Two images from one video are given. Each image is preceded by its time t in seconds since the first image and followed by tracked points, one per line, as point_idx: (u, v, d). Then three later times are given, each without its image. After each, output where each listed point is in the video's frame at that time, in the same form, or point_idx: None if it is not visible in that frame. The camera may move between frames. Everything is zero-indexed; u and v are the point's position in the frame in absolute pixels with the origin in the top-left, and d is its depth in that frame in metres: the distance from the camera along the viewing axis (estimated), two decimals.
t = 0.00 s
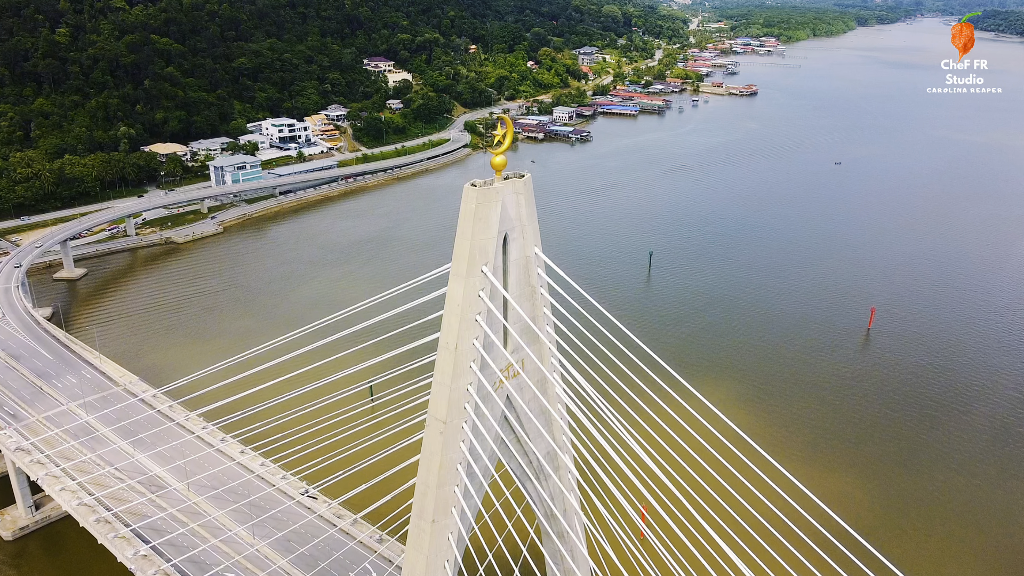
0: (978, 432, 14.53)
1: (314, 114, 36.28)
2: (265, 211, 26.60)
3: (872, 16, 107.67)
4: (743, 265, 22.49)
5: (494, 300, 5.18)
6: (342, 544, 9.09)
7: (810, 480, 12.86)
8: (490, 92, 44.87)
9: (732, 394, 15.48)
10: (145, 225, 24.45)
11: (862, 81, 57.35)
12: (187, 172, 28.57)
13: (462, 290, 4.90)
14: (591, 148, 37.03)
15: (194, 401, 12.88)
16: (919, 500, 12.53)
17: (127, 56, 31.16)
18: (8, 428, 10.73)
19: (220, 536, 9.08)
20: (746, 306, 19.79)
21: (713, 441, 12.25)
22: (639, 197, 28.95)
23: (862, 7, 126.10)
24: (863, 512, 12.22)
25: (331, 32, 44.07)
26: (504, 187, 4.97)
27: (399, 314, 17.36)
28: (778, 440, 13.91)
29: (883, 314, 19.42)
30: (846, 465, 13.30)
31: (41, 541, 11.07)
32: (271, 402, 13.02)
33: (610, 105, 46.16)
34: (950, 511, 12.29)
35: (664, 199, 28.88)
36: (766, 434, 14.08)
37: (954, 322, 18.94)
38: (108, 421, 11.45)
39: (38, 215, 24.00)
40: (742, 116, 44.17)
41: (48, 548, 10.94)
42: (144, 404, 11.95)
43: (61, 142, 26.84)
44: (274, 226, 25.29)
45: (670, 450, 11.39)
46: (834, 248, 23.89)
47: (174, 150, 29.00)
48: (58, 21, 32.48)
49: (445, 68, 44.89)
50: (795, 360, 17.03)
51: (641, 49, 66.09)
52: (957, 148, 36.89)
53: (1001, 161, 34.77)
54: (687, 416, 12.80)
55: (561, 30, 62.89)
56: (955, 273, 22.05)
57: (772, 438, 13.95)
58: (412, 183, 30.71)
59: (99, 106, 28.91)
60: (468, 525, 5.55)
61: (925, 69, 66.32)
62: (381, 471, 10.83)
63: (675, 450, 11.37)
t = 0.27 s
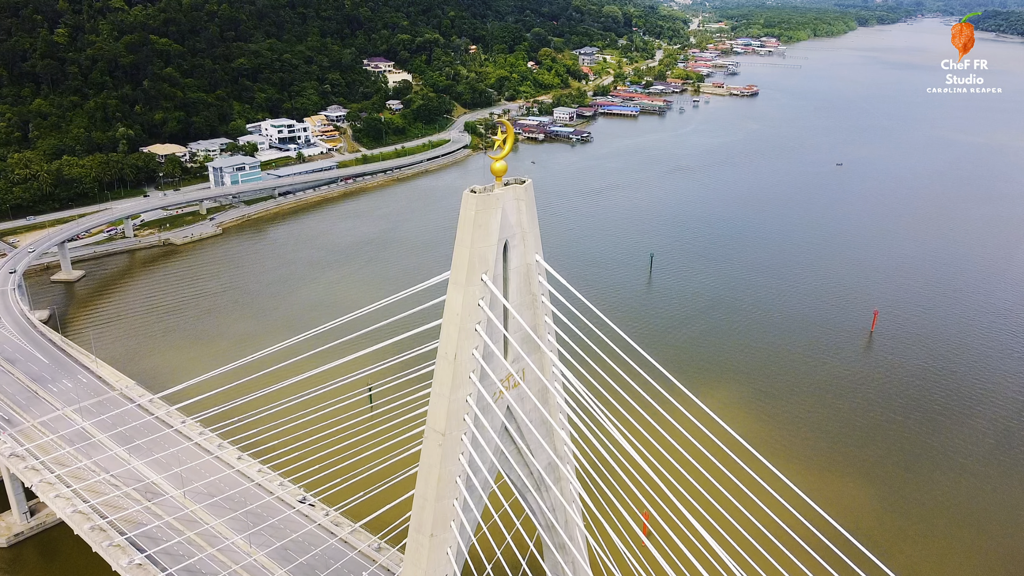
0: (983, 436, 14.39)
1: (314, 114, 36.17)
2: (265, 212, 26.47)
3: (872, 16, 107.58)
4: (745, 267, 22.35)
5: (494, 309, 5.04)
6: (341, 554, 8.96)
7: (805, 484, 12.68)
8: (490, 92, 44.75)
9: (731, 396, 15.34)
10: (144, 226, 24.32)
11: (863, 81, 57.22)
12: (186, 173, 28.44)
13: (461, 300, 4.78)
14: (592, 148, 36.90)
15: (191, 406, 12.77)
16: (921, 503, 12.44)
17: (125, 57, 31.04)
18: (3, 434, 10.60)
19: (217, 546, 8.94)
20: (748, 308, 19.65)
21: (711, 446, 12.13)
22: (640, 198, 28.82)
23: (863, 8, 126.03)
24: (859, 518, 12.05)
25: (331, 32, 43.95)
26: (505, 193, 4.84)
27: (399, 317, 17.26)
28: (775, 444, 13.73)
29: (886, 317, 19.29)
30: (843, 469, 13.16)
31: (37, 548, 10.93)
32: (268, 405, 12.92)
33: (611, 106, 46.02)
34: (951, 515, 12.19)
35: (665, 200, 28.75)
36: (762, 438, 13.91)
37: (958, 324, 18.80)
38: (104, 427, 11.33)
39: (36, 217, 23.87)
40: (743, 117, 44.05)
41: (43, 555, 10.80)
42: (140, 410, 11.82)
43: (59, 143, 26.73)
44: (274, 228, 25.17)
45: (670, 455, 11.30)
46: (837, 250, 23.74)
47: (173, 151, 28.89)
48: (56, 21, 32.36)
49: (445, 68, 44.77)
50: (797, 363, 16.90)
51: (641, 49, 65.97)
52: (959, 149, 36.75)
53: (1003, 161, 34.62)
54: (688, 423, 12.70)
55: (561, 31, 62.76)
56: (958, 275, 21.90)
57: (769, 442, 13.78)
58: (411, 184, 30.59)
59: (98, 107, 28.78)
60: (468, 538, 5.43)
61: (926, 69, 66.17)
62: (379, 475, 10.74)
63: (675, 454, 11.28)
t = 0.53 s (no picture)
0: (988, 441, 14.27)
1: (313, 115, 36.03)
2: (264, 214, 26.34)
3: (872, 17, 107.49)
4: (746, 269, 22.22)
5: (494, 318, 4.93)
6: (341, 564, 8.82)
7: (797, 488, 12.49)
8: (490, 93, 44.63)
9: (731, 401, 15.18)
10: (142, 228, 24.19)
11: (864, 81, 57.09)
12: (185, 174, 28.32)
13: (460, 309, 4.66)
14: (592, 149, 36.76)
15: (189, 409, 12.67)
16: (921, 505, 12.35)
17: (124, 57, 30.92)
18: None
19: (214, 555, 8.81)
20: (751, 310, 19.51)
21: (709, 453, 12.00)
22: (641, 199, 28.67)
23: (864, 8, 125.66)
24: (856, 524, 11.85)
25: (331, 32, 43.83)
26: (505, 200, 4.73)
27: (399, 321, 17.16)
28: (772, 449, 13.56)
29: (889, 319, 19.16)
30: (845, 473, 13.02)
31: (31, 555, 10.78)
32: (265, 409, 12.82)
33: (611, 106, 45.90)
34: (951, 519, 12.09)
35: (666, 201, 28.63)
36: (760, 443, 13.74)
37: (961, 327, 18.67)
38: (100, 433, 11.21)
39: (34, 218, 23.75)
40: (744, 117, 43.93)
41: (38, 562, 10.65)
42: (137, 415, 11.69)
43: (57, 144, 26.60)
44: (273, 229, 25.05)
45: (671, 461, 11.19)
46: (839, 251, 23.60)
47: (172, 151, 28.77)
48: (55, 22, 32.25)
49: (445, 68, 44.66)
50: (800, 365, 16.75)
51: (642, 49, 65.85)
52: (961, 150, 36.62)
53: (1005, 162, 34.50)
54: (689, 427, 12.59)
55: (562, 31, 62.65)
56: (961, 276, 21.78)
57: (767, 448, 13.58)
58: (411, 185, 30.47)
59: (96, 107, 28.64)
60: (467, 553, 5.30)
61: (927, 69, 66.06)
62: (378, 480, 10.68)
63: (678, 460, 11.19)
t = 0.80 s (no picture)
0: (992, 447, 14.13)
1: (313, 115, 35.91)
2: (262, 215, 26.21)
3: (873, 17, 107.35)
4: (748, 271, 22.10)
5: (494, 328, 4.81)
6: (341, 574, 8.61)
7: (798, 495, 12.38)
8: (490, 93, 44.51)
9: (731, 405, 15.08)
10: (140, 229, 24.06)
11: (865, 82, 56.97)
12: (183, 174, 28.19)
13: (459, 319, 4.54)
14: (593, 150, 36.64)
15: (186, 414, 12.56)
16: (922, 511, 12.27)
17: (122, 58, 30.79)
18: None
19: (211, 564, 8.63)
20: (752, 313, 19.37)
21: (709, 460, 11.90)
22: (642, 200, 28.55)
23: (864, 8, 125.45)
24: (857, 531, 11.76)
25: (331, 32, 43.70)
26: (505, 207, 4.61)
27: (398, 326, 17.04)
28: (772, 454, 13.46)
29: (891, 323, 19.03)
30: (848, 480, 12.91)
31: (25, 561, 10.61)
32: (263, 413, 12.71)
33: (612, 107, 45.76)
34: (952, 524, 12.02)
35: (667, 202, 28.50)
36: (760, 449, 13.63)
37: (964, 331, 18.55)
38: (96, 439, 11.09)
39: (31, 219, 23.62)
40: (745, 118, 43.82)
41: (32, 569, 10.48)
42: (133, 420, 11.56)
43: (55, 145, 26.48)
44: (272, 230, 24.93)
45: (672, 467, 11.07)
46: (841, 254, 23.48)
47: (171, 152, 28.64)
48: (53, 22, 32.13)
49: (445, 69, 44.54)
50: (802, 369, 16.64)
51: (642, 50, 65.72)
52: (962, 151, 36.49)
53: (1007, 164, 34.37)
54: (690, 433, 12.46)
55: (562, 31, 62.53)
56: (964, 280, 21.66)
57: (768, 453, 13.48)
58: (411, 186, 30.34)
59: (94, 108, 28.52)
60: (468, 566, 5.18)
61: (928, 70, 65.92)
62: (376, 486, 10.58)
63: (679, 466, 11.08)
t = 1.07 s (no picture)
0: (996, 452, 14.01)
1: (312, 116, 35.80)
2: (261, 216, 26.08)
3: (874, 18, 107.13)
4: (749, 273, 21.98)
5: (495, 338, 4.68)
6: None
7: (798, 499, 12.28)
8: (490, 93, 44.41)
9: (732, 408, 14.95)
10: (138, 230, 23.94)
11: (866, 82, 56.85)
12: (182, 175, 28.07)
13: (458, 330, 4.42)
14: (593, 151, 36.51)
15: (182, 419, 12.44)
16: (923, 515, 12.19)
17: (121, 58, 30.68)
18: None
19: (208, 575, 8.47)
20: (754, 315, 19.24)
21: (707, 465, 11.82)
22: (642, 201, 28.43)
23: (865, 9, 125.29)
24: (858, 536, 11.68)
25: (331, 32, 43.58)
26: (506, 214, 4.48)
27: (397, 329, 16.95)
28: (773, 458, 13.33)
29: (894, 326, 18.91)
30: (850, 484, 12.81)
31: (19, 568, 10.48)
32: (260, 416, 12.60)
33: (612, 107, 45.64)
34: (953, 529, 11.94)
35: (667, 203, 28.38)
36: (760, 452, 13.51)
37: (967, 334, 18.42)
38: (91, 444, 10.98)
39: (29, 221, 23.51)
40: (746, 118, 43.69)
41: None
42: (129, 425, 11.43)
43: (53, 146, 26.38)
44: (270, 231, 24.82)
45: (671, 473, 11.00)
46: (842, 256, 23.35)
47: (169, 153, 28.52)
48: (51, 22, 32.03)
49: (445, 69, 44.44)
50: (805, 372, 16.52)
51: (642, 50, 65.60)
52: (964, 152, 36.37)
53: (1008, 165, 34.26)
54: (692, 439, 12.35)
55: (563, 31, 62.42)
56: (966, 282, 21.54)
57: (769, 456, 13.38)
58: (410, 187, 30.23)
59: (93, 108, 28.41)
60: None
61: (928, 70, 65.82)
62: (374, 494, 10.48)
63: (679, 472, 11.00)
